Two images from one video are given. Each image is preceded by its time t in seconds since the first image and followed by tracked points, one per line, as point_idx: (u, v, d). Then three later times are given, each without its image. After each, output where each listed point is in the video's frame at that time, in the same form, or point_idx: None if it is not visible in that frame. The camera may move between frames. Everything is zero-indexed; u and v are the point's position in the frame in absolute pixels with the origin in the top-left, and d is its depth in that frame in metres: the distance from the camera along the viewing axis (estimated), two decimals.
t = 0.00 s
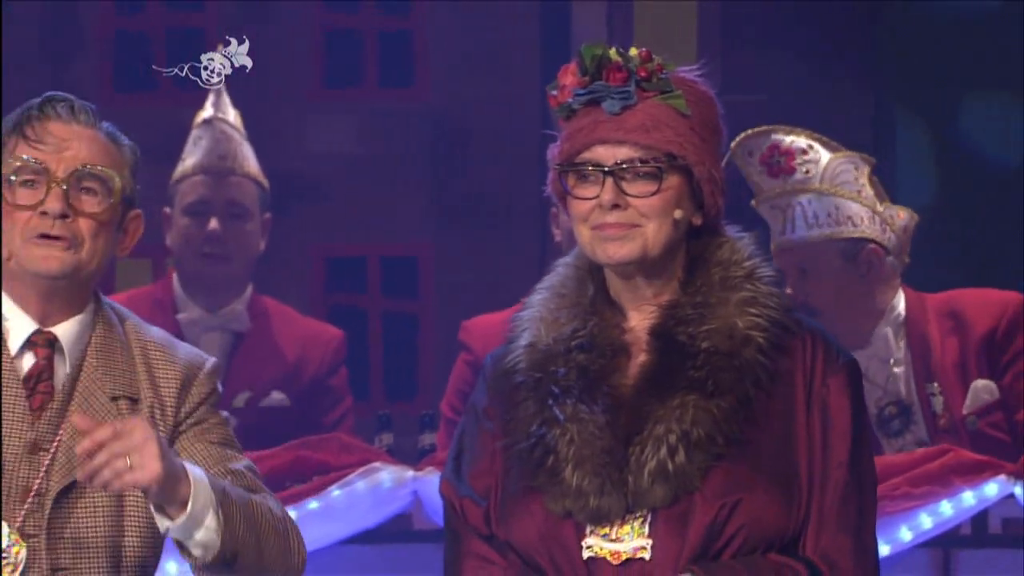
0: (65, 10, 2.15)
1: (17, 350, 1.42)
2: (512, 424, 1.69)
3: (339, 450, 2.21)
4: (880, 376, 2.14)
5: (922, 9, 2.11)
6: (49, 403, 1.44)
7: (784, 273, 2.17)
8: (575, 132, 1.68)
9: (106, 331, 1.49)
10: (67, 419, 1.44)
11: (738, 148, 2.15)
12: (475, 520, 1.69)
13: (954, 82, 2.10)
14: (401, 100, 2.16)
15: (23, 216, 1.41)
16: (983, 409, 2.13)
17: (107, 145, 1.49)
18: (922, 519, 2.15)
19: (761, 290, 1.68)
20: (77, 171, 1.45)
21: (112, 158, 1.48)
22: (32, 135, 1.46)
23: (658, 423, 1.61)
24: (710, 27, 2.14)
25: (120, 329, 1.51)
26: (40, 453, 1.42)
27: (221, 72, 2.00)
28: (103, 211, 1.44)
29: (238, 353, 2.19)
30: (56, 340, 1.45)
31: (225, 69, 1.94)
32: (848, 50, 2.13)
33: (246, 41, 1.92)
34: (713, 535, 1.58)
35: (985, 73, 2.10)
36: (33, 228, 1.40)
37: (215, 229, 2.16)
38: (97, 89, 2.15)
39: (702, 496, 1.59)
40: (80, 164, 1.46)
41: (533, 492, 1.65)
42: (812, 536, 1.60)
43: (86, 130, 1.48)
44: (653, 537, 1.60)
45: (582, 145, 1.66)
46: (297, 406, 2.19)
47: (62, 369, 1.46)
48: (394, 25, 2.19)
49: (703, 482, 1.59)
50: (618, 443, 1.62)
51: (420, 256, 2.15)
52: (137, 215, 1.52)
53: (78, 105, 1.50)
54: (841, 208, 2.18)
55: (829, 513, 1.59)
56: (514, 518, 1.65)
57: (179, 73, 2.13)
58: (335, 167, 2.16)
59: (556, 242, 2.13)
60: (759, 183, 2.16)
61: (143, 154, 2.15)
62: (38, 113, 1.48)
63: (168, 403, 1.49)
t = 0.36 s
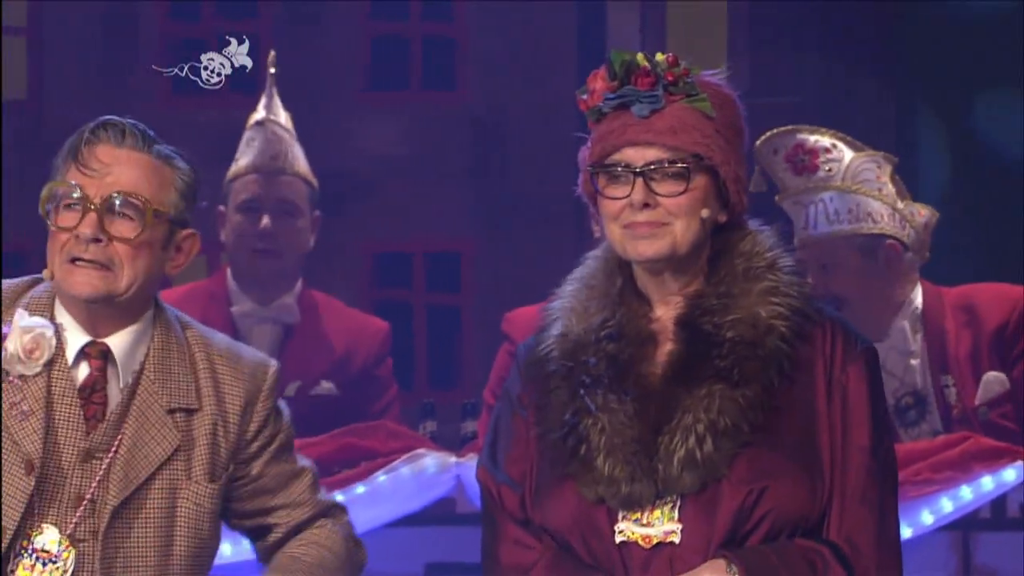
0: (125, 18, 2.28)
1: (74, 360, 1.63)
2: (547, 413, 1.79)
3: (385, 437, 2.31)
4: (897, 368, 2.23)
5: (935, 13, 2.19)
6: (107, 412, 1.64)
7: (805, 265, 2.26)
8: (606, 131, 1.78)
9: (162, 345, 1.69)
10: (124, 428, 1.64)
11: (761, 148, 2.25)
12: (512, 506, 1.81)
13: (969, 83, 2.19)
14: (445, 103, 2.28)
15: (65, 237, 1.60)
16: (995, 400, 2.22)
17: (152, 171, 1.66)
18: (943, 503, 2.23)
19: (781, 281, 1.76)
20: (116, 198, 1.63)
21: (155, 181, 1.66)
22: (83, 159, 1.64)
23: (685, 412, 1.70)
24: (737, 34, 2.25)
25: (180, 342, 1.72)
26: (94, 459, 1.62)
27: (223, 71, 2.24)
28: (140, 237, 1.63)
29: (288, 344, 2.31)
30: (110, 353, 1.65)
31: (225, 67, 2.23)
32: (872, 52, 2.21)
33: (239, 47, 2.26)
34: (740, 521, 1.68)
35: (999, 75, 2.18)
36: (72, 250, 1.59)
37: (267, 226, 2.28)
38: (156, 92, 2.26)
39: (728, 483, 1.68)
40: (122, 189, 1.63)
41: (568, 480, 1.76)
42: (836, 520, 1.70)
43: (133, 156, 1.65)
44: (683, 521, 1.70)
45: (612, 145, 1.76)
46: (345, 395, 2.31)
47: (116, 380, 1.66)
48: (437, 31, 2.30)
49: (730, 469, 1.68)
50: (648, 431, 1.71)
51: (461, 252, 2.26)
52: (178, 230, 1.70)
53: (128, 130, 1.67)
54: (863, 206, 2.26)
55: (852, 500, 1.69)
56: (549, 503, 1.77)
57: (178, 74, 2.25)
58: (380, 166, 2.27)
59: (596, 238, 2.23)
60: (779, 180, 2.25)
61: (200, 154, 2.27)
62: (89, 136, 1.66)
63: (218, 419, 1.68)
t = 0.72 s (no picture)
0: (177, 22, 2.41)
1: (107, 335, 1.72)
2: (574, 396, 1.91)
3: (422, 419, 2.44)
4: (907, 353, 2.35)
5: (945, 13, 2.30)
6: (144, 382, 1.71)
7: (818, 255, 2.38)
8: (629, 128, 1.89)
9: (198, 320, 1.77)
10: (162, 397, 1.71)
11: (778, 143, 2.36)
12: (540, 485, 1.93)
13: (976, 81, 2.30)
14: (478, 103, 2.41)
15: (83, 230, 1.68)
16: (1000, 384, 2.33)
17: (165, 167, 1.72)
18: (950, 481, 2.35)
19: (796, 270, 1.88)
20: (130, 193, 1.69)
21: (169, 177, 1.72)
22: (102, 156, 1.71)
23: (706, 396, 1.82)
24: (755, 35, 2.37)
25: (216, 317, 1.80)
26: (130, 427, 1.69)
27: (222, 72, 2.27)
28: (155, 231, 1.70)
29: (330, 330, 2.45)
30: (143, 327, 1.74)
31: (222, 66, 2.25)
32: (886, 51, 2.32)
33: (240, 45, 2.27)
34: (759, 500, 1.80)
35: (1005, 73, 2.30)
36: (88, 242, 1.67)
37: (311, 219, 2.42)
38: (205, 92, 2.40)
39: (748, 464, 1.80)
40: (135, 184, 1.70)
41: (596, 461, 1.87)
42: (849, 497, 1.83)
43: (147, 153, 1.71)
44: (704, 500, 1.81)
45: (634, 142, 1.88)
46: (384, 378, 2.45)
47: (147, 358, 1.74)
48: (471, 35, 2.43)
49: (750, 451, 1.80)
50: (671, 415, 1.83)
51: (493, 242, 2.39)
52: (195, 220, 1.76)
53: (143, 127, 1.72)
54: (876, 198, 2.37)
55: (866, 479, 1.81)
56: (575, 480, 1.88)
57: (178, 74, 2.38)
58: (417, 162, 2.41)
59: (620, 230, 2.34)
60: (796, 171, 2.36)
61: (248, 151, 2.41)
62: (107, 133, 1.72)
63: (254, 388, 1.76)
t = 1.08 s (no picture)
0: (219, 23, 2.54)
1: (148, 318, 1.71)
2: (596, 378, 2.04)
3: (451, 397, 2.59)
4: (910, 336, 2.49)
5: (945, 13, 2.45)
6: (179, 357, 1.70)
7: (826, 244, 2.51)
8: (647, 124, 2.03)
9: (226, 296, 1.77)
10: (194, 371, 1.69)
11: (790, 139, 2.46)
12: (564, 462, 2.05)
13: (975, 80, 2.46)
14: (505, 100, 2.55)
15: (139, 233, 1.71)
16: (996, 364, 2.49)
17: (196, 154, 1.71)
18: (950, 456, 2.50)
19: (803, 259, 2.02)
20: (180, 186, 1.69)
21: (203, 160, 1.71)
22: (133, 163, 1.71)
23: (720, 378, 1.95)
24: (769, 35, 2.50)
25: (239, 293, 1.79)
26: (172, 402, 1.68)
27: (224, 70, 2.47)
28: (205, 217, 1.69)
29: (365, 313, 2.60)
30: (179, 303, 1.72)
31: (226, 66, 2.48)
32: (886, 51, 2.46)
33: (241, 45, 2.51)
34: (771, 475, 1.93)
35: (999, 72, 2.45)
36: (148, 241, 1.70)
37: (348, 209, 2.57)
38: (247, 89, 2.54)
39: (761, 441, 1.93)
40: (173, 176, 1.70)
41: (617, 440, 2.00)
42: (855, 471, 1.96)
43: (176, 144, 1.71)
44: (718, 475, 1.95)
45: (651, 137, 2.01)
46: (416, 359, 2.60)
47: (186, 333, 1.72)
48: (497, 35, 2.57)
49: (762, 428, 1.94)
50: (687, 395, 1.97)
51: (519, 231, 2.53)
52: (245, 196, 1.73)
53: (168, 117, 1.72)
54: (880, 190, 2.50)
55: (870, 454, 1.96)
56: (594, 455, 2.02)
57: (177, 74, 2.51)
58: (448, 156, 2.56)
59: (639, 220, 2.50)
60: (805, 166, 2.49)
61: (287, 145, 2.55)
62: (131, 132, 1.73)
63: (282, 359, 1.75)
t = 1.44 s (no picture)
0: (259, 20, 2.72)
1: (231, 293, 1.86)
2: (610, 356, 2.21)
3: (473, 372, 2.75)
4: (905, 315, 2.65)
5: (945, 14, 2.61)
6: (259, 328, 1.86)
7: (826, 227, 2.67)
8: (657, 110, 2.18)
9: (271, 275, 1.95)
10: (272, 341, 1.86)
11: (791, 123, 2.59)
12: (579, 434, 2.23)
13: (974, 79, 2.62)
14: (523, 93, 2.71)
15: (234, 210, 1.87)
16: (987, 341, 2.64)
17: (274, 135, 1.92)
18: (943, 428, 2.66)
19: (805, 245, 2.18)
20: (262, 163, 1.89)
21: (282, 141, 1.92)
22: (204, 152, 1.87)
23: (726, 355, 2.11)
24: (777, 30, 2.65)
25: (273, 272, 1.97)
26: (260, 372, 1.83)
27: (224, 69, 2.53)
28: (298, 190, 1.92)
29: (392, 293, 2.74)
30: (251, 278, 1.89)
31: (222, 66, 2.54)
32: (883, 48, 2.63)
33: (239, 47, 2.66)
34: (773, 446, 2.08)
35: (992, 68, 2.61)
36: (250, 214, 1.88)
37: (376, 195, 2.72)
38: (282, 83, 2.71)
39: (764, 415, 2.08)
40: (264, 156, 1.89)
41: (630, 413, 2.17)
42: (854, 445, 2.12)
43: (259, 127, 1.90)
44: (724, 448, 2.10)
45: (660, 124, 2.17)
46: (440, 335, 2.75)
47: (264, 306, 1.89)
48: (517, 32, 2.73)
49: (766, 403, 2.08)
50: (696, 371, 2.12)
51: (537, 216, 2.69)
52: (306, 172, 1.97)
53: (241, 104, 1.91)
54: (876, 176, 2.67)
55: (866, 428, 2.11)
56: (610, 430, 2.19)
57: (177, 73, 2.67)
58: (470, 145, 2.71)
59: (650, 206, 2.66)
60: (807, 152, 2.65)
61: (320, 134, 2.71)
62: (207, 119, 1.88)
63: (318, 332, 1.96)
